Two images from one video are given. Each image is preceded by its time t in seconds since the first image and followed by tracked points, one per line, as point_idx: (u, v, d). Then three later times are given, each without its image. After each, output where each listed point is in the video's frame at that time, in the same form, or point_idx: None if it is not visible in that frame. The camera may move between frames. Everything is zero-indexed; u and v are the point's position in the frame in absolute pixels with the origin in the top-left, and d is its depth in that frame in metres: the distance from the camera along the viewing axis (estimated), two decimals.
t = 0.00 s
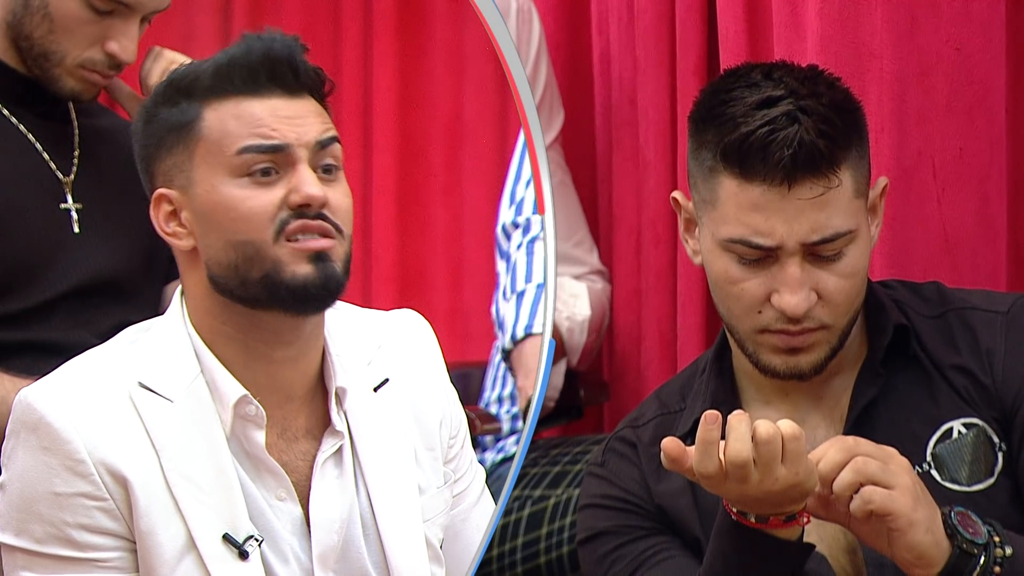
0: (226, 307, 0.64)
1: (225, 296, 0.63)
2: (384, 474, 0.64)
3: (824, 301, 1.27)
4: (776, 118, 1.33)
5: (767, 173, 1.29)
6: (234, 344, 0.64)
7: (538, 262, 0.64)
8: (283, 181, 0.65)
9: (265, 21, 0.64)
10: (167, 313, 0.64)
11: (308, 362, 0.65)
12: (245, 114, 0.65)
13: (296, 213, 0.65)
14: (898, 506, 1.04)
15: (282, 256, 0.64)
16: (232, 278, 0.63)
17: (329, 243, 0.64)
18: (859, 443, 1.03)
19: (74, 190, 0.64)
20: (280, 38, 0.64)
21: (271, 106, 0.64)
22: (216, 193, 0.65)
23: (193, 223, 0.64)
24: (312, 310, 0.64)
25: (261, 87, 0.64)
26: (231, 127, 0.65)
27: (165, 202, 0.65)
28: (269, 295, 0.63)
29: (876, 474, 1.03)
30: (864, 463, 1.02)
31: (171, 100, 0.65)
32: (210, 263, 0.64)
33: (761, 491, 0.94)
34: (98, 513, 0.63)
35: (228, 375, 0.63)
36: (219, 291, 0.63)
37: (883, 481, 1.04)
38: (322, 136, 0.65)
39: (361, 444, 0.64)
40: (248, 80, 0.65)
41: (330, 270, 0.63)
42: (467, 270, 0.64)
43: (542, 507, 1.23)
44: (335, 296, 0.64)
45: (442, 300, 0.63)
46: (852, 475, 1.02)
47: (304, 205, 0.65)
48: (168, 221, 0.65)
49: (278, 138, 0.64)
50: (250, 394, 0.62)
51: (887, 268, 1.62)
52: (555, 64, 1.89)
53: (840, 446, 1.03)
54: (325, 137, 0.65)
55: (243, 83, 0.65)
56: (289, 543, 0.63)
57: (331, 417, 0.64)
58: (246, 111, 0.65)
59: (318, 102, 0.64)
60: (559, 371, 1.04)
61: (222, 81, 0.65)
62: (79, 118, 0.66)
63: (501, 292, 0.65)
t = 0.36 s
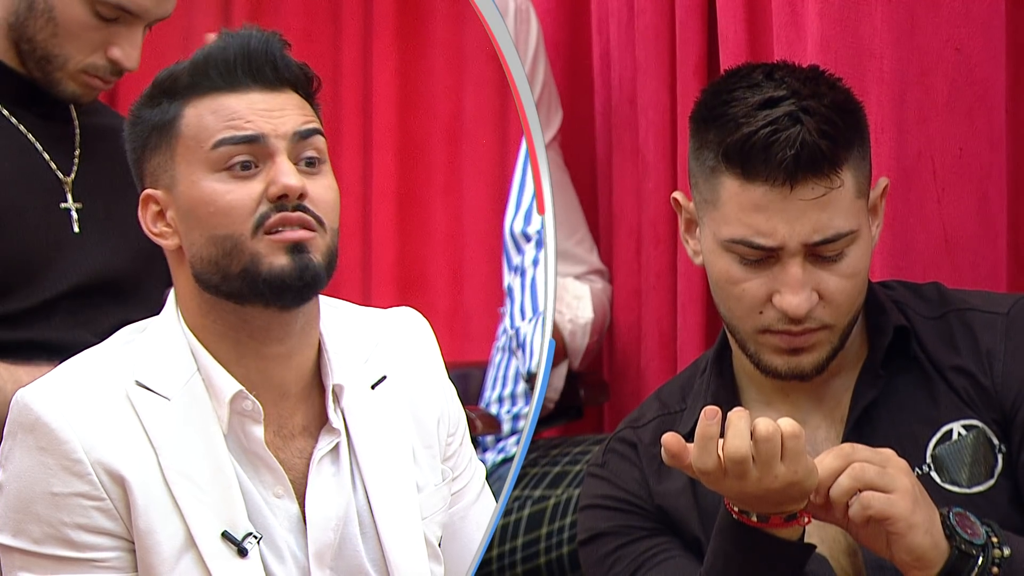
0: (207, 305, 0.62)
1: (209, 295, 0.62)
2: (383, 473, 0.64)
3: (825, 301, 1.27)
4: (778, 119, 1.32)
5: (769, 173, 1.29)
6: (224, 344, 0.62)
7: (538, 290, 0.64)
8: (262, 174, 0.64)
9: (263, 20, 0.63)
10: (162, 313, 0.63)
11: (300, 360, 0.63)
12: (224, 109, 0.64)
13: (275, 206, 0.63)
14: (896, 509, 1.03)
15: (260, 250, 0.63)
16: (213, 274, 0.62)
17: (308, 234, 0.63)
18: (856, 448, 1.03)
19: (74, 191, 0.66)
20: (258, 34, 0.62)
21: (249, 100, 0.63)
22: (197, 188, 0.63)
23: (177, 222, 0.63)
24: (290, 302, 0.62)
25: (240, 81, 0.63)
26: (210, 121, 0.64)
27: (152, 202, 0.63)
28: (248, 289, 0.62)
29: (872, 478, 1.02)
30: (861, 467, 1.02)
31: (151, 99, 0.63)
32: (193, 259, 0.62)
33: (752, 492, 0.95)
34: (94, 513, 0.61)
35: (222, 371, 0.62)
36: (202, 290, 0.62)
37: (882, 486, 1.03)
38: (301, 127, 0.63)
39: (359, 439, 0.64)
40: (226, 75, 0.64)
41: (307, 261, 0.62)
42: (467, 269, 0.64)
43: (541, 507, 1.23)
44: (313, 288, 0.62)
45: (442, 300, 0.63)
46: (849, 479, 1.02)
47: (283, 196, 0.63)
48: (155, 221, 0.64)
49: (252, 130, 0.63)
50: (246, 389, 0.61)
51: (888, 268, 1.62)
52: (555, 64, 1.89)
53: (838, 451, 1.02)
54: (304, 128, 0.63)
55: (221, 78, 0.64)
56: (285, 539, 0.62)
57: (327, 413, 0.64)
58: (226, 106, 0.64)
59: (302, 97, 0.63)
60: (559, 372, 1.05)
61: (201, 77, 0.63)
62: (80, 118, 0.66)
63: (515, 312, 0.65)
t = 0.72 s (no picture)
0: (208, 309, 0.62)
1: (209, 298, 0.62)
2: (384, 471, 0.64)
3: (827, 301, 1.27)
4: (781, 119, 1.32)
5: (770, 173, 1.29)
6: (224, 344, 0.63)
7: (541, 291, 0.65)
8: (262, 181, 0.63)
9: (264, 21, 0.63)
10: (162, 312, 0.62)
11: (299, 363, 0.64)
12: (227, 113, 0.63)
13: (276, 215, 0.63)
14: (896, 512, 1.03)
15: (261, 259, 0.62)
16: (212, 278, 0.62)
17: (309, 247, 0.62)
18: (854, 452, 1.03)
19: (75, 188, 0.65)
20: (262, 37, 0.63)
21: (252, 104, 0.63)
22: (197, 193, 0.63)
23: (178, 223, 0.63)
24: (288, 313, 0.63)
25: (242, 85, 0.63)
26: (212, 125, 0.63)
27: (153, 203, 0.63)
28: (247, 298, 0.61)
29: (873, 483, 1.02)
30: (860, 472, 1.02)
31: (155, 99, 0.63)
32: (193, 262, 0.62)
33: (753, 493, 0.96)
34: (93, 512, 0.60)
35: (223, 371, 0.62)
36: (201, 292, 0.62)
37: (883, 489, 1.03)
38: (303, 134, 0.63)
39: (360, 438, 0.64)
40: (229, 79, 0.63)
41: (307, 274, 0.62)
42: (467, 270, 0.64)
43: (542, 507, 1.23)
44: (310, 302, 0.62)
45: (442, 299, 0.63)
46: (850, 483, 1.02)
47: (284, 204, 0.63)
48: (156, 222, 0.63)
49: (254, 137, 0.63)
50: (245, 387, 0.61)
51: (887, 268, 1.63)
52: (555, 64, 1.89)
53: (839, 456, 1.03)
54: (306, 135, 0.63)
55: (224, 82, 0.63)
56: (286, 538, 0.61)
57: (327, 413, 0.64)
58: (228, 110, 0.63)
59: (306, 100, 0.64)
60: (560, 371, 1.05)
61: (204, 79, 0.63)
62: (84, 121, 0.66)
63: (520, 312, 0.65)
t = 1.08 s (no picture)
0: (205, 312, 0.62)
1: (202, 301, 0.62)
2: (384, 470, 0.64)
3: (827, 301, 1.27)
4: (782, 118, 1.32)
5: (771, 173, 1.29)
6: (219, 343, 0.63)
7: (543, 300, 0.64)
8: (259, 188, 0.63)
9: (265, 21, 0.63)
10: (161, 313, 0.62)
11: (295, 365, 0.64)
12: (227, 118, 0.63)
13: (272, 221, 0.62)
14: (911, 516, 1.04)
15: (255, 264, 0.62)
16: (207, 282, 0.62)
17: (303, 250, 0.62)
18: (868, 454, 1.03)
19: (80, 188, 0.65)
20: (259, 39, 0.63)
21: (250, 108, 0.63)
22: (194, 199, 0.63)
23: (174, 226, 0.63)
24: (283, 317, 0.62)
25: (240, 87, 0.63)
26: (211, 130, 0.63)
27: (150, 206, 0.63)
28: (242, 302, 0.61)
29: (887, 487, 1.02)
30: (876, 476, 1.02)
31: (152, 102, 0.62)
32: (189, 268, 0.62)
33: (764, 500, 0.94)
34: (90, 514, 0.61)
35: (218, 371, 0.62)
36: (198, 296, 0.62)
37: (896, 493, 1.03)
38: (302, 144, 0.63)
39: (360, 437, 0.64)
40: (227, 81, 0.63)
41: (301, 277, 0.62)
42: (467, 266, 0.65)
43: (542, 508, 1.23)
44: (306, 304, 0.62)
45: (442, 299, 0.63)
46: (864, 489, 1.01)
47: (280, 212, 0.62)
48: (153, 224, 0.63)
49: (253, 146, 0.62)
50: (241, 388, 0.61)
51: (887, 268, 1.63)
52: (555, 64, 1.89)
53: (852, 460, 1.02)
54: (305, 145, 0.63)
55: (222, 85, 0.63)
56: (285, 537, 0.61)
57: (325, 413, 0.64)
58: (226, 115, 0.63)
59: (305, 102, 0.64)
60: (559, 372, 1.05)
61: (202, 83, 0.63)
62: (85, 121, 0.66)
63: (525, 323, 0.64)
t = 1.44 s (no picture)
0: (207, 315, 0.62)
1: (205, 304, 0.62)
2: (385, 473, 0.64)
3: (826, 300, 1.27)
4: (780, 117, 1.32)
5: (769, 172, 1.29)
6: (221, 346, 0.63)
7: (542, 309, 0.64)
8: (261, 189, 0.63)
9: (265, 21, 0.63)
10: (162, 313, 0.62)
11: (297, 366, 0.64)
12: (226, 119, 0.63)
13: (275, 223, 0.63)
14: (919, 525, 1.03)
15: (259, 267, 0.62)
16: (210, 285, 0.62)
17: (305, 254, 0.62)
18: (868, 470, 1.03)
19: (80, 190, 0.66)
20: (257, 39, 0.63)
21: (249, 109, 0.63)
22: (196, 201, 0.63)
23: (177, 228, 0.63)
24: (285, 322, 0.63)
25: (239, 88, 0.62)
26: (211, 131, 0.63)
27: (152, 208, 0.63)
28: (244, 307, 0.62)
29: (893, 498, 1.02)
30: (879, 491, 1.01)
31: (151, 105, 0.62)
32: (191, 270, 0.62)
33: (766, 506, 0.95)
34: (91, 513, 0.61)
35: (219, 371, 0.62)
36: (200, 298, 0.62)
37: (904, 503, 1.03)
38: (303, 146, 0.63)
39: (361, 438, 0.64)
40: (225, 81, 0.63)
41: (303, 281, 0.62)
42: (466, 267, 0.65)
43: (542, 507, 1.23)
44: (307, 308, 0.62)
45: (442, 299, 0.63)
46: (870, 503, 1.01)
47: (282, 213, 0.63)
48: (155, 227, 0.63)
49: (254, 148, 0.62)
50: (242, 389, 0.61)
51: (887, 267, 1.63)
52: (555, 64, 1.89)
53: (853, 480, 1.01)
54: (305, 148, 0.63)
55: (220, 85, 0.63)
56: (286, 539, 0.61)
57: (327, 415, 0.64)
58: (226, 116, 0.63)
59: (303, 101, 0.64)
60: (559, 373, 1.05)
61: (201, 83, 0.62)
62: (84, 122, 0.66)
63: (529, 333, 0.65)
